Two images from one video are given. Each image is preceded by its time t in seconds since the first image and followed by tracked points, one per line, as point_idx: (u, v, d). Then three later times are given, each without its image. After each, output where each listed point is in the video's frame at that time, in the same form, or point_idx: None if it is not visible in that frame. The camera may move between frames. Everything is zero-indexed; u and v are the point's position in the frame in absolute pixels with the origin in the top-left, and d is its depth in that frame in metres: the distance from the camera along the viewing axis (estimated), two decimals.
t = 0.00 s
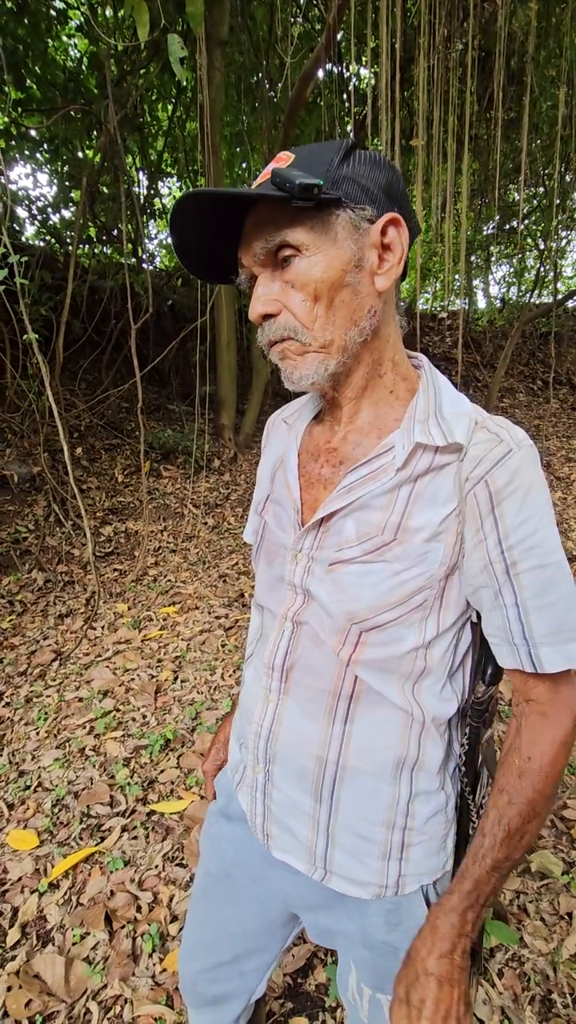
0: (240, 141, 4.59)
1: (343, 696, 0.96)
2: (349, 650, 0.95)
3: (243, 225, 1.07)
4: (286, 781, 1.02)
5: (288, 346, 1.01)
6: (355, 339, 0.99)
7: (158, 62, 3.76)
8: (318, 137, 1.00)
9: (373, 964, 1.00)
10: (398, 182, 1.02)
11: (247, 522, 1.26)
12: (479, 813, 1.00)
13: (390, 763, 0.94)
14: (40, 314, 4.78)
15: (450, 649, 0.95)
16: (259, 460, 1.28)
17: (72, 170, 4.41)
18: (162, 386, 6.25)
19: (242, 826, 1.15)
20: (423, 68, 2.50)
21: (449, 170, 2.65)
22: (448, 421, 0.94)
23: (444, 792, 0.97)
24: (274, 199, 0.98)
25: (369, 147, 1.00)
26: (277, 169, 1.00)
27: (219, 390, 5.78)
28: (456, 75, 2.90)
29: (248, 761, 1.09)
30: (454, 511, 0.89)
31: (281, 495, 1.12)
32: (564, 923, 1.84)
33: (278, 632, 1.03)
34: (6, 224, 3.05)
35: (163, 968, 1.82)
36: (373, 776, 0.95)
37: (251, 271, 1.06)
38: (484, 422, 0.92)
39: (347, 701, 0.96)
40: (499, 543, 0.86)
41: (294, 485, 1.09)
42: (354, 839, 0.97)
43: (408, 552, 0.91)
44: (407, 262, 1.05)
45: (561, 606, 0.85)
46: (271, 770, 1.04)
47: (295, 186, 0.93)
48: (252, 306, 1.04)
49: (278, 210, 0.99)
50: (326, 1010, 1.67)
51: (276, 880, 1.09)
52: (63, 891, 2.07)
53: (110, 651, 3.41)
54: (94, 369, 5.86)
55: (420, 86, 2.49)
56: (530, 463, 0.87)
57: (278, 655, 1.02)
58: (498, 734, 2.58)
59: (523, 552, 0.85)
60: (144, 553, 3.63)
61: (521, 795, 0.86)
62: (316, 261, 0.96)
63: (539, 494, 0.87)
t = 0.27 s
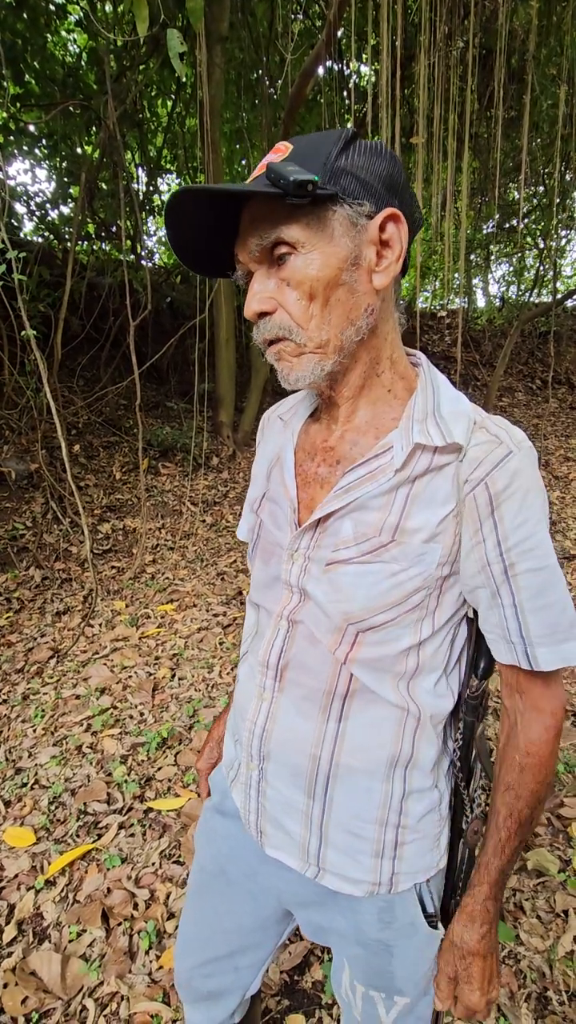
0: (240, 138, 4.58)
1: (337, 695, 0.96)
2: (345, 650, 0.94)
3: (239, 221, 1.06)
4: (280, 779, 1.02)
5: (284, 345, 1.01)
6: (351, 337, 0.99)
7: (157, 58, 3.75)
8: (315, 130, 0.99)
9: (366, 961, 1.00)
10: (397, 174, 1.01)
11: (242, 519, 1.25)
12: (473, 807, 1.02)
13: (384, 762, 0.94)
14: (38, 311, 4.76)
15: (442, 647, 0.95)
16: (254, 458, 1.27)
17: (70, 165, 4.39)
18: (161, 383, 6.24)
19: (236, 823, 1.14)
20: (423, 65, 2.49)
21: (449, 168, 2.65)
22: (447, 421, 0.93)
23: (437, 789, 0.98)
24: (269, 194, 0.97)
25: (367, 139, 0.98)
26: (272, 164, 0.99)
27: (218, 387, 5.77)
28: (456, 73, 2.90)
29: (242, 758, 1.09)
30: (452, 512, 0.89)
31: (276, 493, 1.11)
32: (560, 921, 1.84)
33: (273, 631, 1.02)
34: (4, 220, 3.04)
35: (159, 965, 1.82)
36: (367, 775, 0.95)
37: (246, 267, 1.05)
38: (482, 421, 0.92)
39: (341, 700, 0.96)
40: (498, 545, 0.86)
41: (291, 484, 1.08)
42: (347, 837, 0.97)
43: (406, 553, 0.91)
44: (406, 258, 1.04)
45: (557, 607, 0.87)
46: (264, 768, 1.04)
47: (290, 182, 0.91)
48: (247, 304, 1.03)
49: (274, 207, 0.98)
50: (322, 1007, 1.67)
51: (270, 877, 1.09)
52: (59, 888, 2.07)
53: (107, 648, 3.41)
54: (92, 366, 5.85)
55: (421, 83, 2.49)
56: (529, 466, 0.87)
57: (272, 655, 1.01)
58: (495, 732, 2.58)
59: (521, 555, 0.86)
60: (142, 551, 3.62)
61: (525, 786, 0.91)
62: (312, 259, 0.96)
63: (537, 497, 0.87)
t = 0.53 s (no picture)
0: (239, 133, 4.56)
1: (336, 693, 0.95)
2: (346, 647, 0.93)
3: (234, 212, 1.05)
4: (277, 778, 1.01)
5: (281, 339, 1.00)
6: (349, 333, 0.98)
7: (156, 52, 3.73)
8: (313, 117, 0.98)
9: (364, 960, 1.00)
10: (397, 164, 1.01)
11: (236, 515, 1.24)
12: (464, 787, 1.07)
13: (383, 761, 0.94)
14: (36, 306, 4.75)
15: (441, 643, 0.96)
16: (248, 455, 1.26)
17: (69, 160, 4.37)
18: (159, 379, 6.22)
19: (232, 823, 1.14)
20: (424, 60, 2.48)
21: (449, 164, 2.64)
22: (447, 417, 0.93)
23: (434, 785, 0.98)
24: (266, 184, 0.96)
25: (365, 128, 0.98)
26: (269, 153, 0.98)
27: (216, 384, 5.76)
28: (457, 69, 2.89)
29: (238, 757, 1.08)
30: (454, 508, 0.90)
31: (273, 490, 1.10)
32: (557, 917, 1.85)
33: (270, 630, 1.01)
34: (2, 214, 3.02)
35: (156, 961, 1.82)
36: (366, 774, 0.95)
37: (242, 259, 1.04)
38: (481, 417, 0.92)
39: (340, 699, 0.95)
40: (499, 540, 0.87)
41: (288, 482, 1.07)
42: (346, 836, 0.96)
43: (408, 549, 0.90)
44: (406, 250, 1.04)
45: (556, 600, 0.89)
46: (261, 768, 1.03)
47: (288, 172, 0.90)
48: (243, 297, 1.02)
49: (272, 197, 0.97)
50: (319, 1003, 1.68)
51: (266, 876, 1.08)
52: (56, 884, 2.07)
53: (105, 645, 3.40)
54: (90, 362, 5.84)
55: (422, 78, 2.47)
56: (530, 462, 0.87)
57: (269, 654, 1.00)
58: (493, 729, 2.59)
59: (522, 548, 0.87)
60: (140, 547, 3.61)
61: (520, 770, 0.94)
62: (310, 252, 0.95)
63: (537, 491, 0.88)
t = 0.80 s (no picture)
0: (238, 128, 4.55)
1: (335, 690, 0.95)
2: (345, 643, 0.93)
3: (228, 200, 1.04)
4: (276, 775, 1.01)
5: (275, 331, 0.99)
6: (345, 325, 0.98)
7: (155, 46, 3.71)
8: (308, 106, 0.97)
9: (362, 959, 0.99)
10: (393, 154, 1.00)
11: (232, 511, 1.23)
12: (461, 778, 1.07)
13: (382, 758, 0.94)
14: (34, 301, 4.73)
15: (441, 638, 0.96)
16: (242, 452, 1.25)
17: (67, 154, 4.35)
18: (157, 376, 6.21)
19: (228, 821, 1.13)
20: (425, 54, 2.47)
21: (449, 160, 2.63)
22: (445, 410, 0.92)
23: (433, 782, 0.98)
24: (261, 172, 0.95)
25: (361, 116, 0.97)
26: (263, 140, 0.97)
27: (215, 381, 5.75)
28: (458, 63, 2.87)
29: (236, 755, 1.08)
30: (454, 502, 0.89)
31: (269, 486, 1.09)
32: (554, 914, 1.85)
33: (268, 627, 1.00)
34: None
35: (153, 957, 1.81)
36: (366, 771, 0.94)
37: (236, 250, 1.03)
38: (479, 408, 0.92)
39: (339, 696, 0.95)
40: (501, 532, 0.87)
41: (284, 477, 1.06)
42: (345, 833, 0.96)
43: (408, 543, 0.90)
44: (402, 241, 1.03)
45: (560, 590, 0.89)
46: (260, 766, 1.03)
47: (283, 159, 0.90)
48: (237, 288, 1.01)
49: (266, 185, 0.96)
50: (316, 999, 1.68)
51: (264, 875, 1.08)
52: (53, 881, 2.07)
53: (103, 642, 3.40)
54: (89, 358, 5.82)
55: (422, 72, 2.46)
56: (531, 452, 0.87)
57: (268, 651, 1.00)
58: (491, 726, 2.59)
59: (528, 537, 0.87)
60: (138, 544, 3.61)
61: (525, 756, 0.94)
62: (306, 242, 0.94)
63: (539, 482, 0.88)
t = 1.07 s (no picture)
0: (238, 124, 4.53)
1: (335, 687, 0.94)
2: (345, 639, 0.93)
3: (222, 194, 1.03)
4: (275, 773, 1.01)
5: (269, 324, 0.99)
6: (339, 319, 0.97)
7: (155, 41, 3.69)
8: (301, 99, 0.97)
9: (361, 957, 0.99)
10: (387, 147, 1.00)
11: (230, 508, 1.23)
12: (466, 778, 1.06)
13: (382, 754, 0.94)
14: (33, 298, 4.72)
15: (440, 633, 0.95)
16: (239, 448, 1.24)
17: (66, 150, 4.34)
18: (157, 373, 6.20)
19: (227, 819, 1.13)
20: (425, 49, 2.46)
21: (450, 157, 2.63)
22: (441, 403, 0.92)
23: (433, 779, 0.98)
24: (254, 164, 0.95)
25: (355, 110, 0.97)
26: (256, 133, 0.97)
27: (215, 378, 5.74)
28: (459, 59, 2.86)
29: (235, 753, 1.07)
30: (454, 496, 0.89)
31: (266, 483, 1.09)
32: (553, 910, 1.85)
33: (267, 624, 1.00)
34: None
35: (152, 954, 1.82)
36: (366, 768, 0.94)
37: (230, 243, 1.03)
38: (476, 401, 0.92)
39: (338, 693, 0.94)
40: (505, 525, 0.87)
41: (280, 474, 1.06)
42: (345, 830, 0.96)
43: (407, 538, 0.90)
44: (396, 235, 1.03)
45: (568, 577, 0.89)
46: (259, 763, 1.03)
47: (277, 151, 0.89)
48: (231, 283, 1.01)
49: (259, 178, 0.96)
50: (315, 995, 1.68)
51: (263, 873, 1.08)
52: (52, 877, 2.07)
53: (102, 639, 3.40)
54: (88, 355, 5.82)
55: (423, 66, 2.44)
56: (530, 443, 0.87)
57: (267, 648, 0.99)
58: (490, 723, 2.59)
59: (542, 520, 0.87)
60: (137, 541, 3.61)
61: (544, 739, 0.94)
62: (300, 234, 0.94)
63: (541, 471, 0.88)
